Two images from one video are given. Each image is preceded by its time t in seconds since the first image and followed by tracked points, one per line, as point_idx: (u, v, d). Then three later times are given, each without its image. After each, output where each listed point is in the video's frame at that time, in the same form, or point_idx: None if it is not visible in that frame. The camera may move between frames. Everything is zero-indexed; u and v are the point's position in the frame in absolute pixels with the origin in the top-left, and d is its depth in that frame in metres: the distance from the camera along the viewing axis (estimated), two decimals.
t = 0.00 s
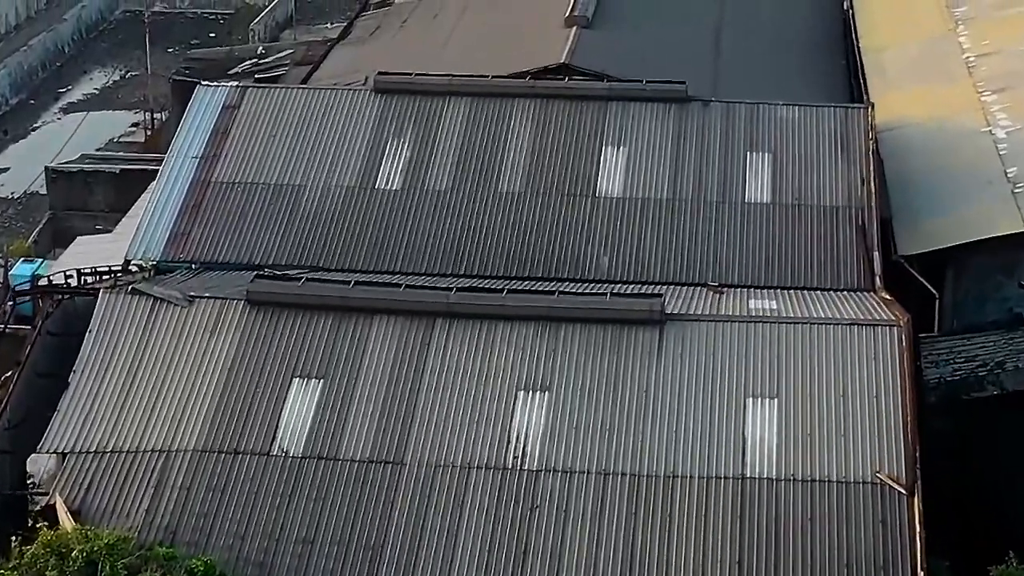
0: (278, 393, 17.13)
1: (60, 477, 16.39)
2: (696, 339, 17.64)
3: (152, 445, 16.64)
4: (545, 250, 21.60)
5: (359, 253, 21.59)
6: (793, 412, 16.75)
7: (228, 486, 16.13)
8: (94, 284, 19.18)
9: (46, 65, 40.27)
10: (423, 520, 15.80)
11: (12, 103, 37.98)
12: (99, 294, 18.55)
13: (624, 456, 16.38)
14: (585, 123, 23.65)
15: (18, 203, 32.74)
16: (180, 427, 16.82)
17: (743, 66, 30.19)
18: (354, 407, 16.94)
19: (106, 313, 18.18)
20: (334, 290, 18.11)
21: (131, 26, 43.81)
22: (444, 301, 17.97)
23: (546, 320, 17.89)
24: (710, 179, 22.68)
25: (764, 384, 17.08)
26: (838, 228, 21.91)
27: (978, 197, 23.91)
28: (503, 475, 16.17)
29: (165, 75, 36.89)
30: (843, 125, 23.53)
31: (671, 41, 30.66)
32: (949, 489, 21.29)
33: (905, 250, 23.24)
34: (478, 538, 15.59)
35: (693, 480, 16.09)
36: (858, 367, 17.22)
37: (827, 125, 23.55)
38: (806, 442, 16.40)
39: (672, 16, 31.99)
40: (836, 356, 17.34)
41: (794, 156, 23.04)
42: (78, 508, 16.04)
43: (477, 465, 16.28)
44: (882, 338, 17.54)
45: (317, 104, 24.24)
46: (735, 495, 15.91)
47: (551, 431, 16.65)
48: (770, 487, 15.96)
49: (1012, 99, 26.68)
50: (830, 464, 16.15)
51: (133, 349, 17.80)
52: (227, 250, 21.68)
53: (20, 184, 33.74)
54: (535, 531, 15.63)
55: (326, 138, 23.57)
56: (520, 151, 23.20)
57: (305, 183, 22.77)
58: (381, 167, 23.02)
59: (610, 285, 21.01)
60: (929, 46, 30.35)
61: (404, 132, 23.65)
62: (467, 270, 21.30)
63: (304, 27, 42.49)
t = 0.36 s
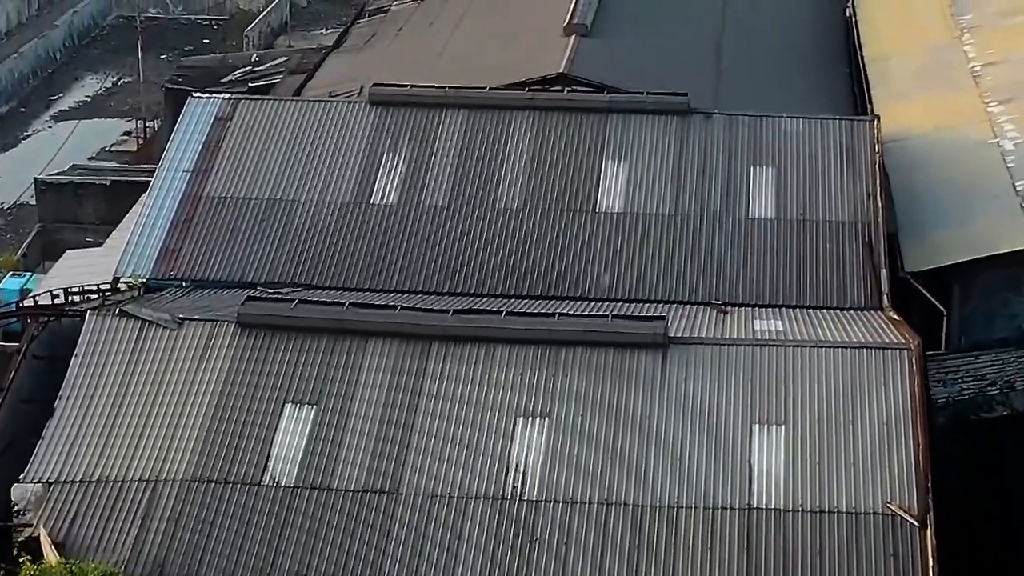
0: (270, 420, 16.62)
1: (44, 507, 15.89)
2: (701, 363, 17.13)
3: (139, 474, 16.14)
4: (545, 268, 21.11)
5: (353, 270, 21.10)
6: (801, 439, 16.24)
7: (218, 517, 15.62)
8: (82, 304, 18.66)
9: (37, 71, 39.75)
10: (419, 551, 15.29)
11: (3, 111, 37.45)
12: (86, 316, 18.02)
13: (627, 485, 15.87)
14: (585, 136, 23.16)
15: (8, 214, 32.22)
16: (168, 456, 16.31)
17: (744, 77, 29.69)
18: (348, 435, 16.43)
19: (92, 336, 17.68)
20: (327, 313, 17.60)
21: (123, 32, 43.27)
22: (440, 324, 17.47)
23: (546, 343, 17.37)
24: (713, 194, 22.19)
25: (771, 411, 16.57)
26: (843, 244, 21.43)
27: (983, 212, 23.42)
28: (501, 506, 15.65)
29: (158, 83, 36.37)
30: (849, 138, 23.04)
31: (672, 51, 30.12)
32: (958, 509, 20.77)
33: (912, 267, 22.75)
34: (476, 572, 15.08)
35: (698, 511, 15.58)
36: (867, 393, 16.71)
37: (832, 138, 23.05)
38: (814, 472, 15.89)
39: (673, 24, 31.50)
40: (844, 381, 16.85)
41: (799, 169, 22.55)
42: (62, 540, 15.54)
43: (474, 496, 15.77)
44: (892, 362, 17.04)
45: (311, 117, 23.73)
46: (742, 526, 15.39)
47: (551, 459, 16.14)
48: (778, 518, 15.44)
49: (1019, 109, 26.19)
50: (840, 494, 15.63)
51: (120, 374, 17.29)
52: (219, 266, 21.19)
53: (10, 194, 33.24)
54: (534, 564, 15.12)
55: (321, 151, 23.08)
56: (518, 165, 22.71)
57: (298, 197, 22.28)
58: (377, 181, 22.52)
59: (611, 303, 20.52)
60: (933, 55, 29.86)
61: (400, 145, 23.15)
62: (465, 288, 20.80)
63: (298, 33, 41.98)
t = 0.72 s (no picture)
0: (262, 449, 16.10)
1: (28, 538, 15.37)
2: (706, 389, 16.63)
3: (127, 505, 15.63)
4: (544, 287, 20.62)
5: (349, 289, 20.60)
6: (810, 467, 15.74)
7: (208, 550, 15.09)
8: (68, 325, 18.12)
9: (29, 78, 39.22)
10: None
11: None
12: (72, 338, 17.49)
13: (630, 516, 15.35)
14: (586, 150, 22.65)
15: None
16: (157, 486, 15.81)
17: (747, 87, 29.19)
18: (342, 463, 15.92)
19: (79, 359, 17.15)
20: (322, 336, 17.08)
21: (116, 38, 42.76)
22: (438, 346, 16.96)
23: (546, 368, 16.85)
24: (717, 209, 21.69)
25: (778, 438, 16.07)
26: (850, 261, 20.94)
27: (991, 226, 22.92)
28: (500, 538, 15.14)
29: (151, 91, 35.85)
30: (855, 152, 22.54)
31: (674, 59, 29.60)
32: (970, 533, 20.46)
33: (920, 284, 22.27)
34: None
35: (704, 544, 15.07)
36: (877, 419, 16.21)
37: (839, 152, 22.56)
38: (823, 502, 15.38)
39: (674, 33, 31.00)
40: (853, 407, 16.35)
41: (804, 184, 22.05)
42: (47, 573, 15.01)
43: (472, 528, 15.26)
44: (903, 388, 16.54)
45: (306, 130, 23.23)
46: (750, 560, 14.89)
47: (551, 488, 15.63)
48: (787, 551, 14.93)
49: None
50: (850, 525, 15.13)
51: (108, 400, 16.77)
52: (210, 285, 20.69)
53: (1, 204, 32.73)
54: None
55: (315, 164, 22.57)
56: (517, 180, 22.20)
57: (292, 213, 21.78)
58: (373, 196, 22.02)
59: (613, 323, 20.02)
60: (939, 64, 29.36)
61: (396, 159, 22.64)
62: (463, 307, 20.31)
63: (294, 39, 41.51)
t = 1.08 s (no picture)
0: (254, 479, 15.59)
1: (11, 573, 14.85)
2: (713, 416, 16.13)
3: (115, 538, 15.12)
4: (544, 306, 20.12)
5: (345, 308, 20.09)
6: (820, 498, 15.22)
7: None
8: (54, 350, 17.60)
9: (21, 85, 38.69)
10: None
11: None
12: (59, 362, 16.97)
13: (635, 550, 14.84)
14: (587, 165, 22.15)
15: None
16: (146, 517, 15.31)
17: (750, 97, 28.69)
18: (337, 495, 15.41)
19: (66, 385, 16.63)
20: (316, 361, 16.57)
21: (110, 44, 42.22)
22: (435, 372, 16.46)
23: (548, 395, 16.34)
24: (721, 226, 21.19)
25: (787, 467, 15.56)
26: (858, 279, 20.44)
27: (1000, 244, 22.38)
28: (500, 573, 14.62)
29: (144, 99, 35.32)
30: (862, 166, 22.04)
31: (675, 69, 29.10)
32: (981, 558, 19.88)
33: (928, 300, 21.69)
34: None
35: None
36: (889, 448, 15.71)
37: (845, 166, 22.05)
38: (835, 535, 14.87)
39: (675, 42, 30.51)
40: (865, 435, 15.84)
41: (810, 199, 21.55)
42: None
43: (471, 562, 14.75)
44: (916, 416, 16.02)
45: (300, 143, 22.71)
46: None
47: (553, 521, 15.12)
48: None
49: None
50: (862, 560, 14.62)
51: (96, 427, 16.27)
52: (202, 304, 20.20)
53: None
54: None
55: (309, 179, 22.06)
56: (517, 195, 21.70)
57: (287, 229, 21.27)
58: (369, 212, 21.52)
59: (615, 343, 19.52)
60: (944, 72, 28.82)
61: (393, 173, 22.13)
62: (461, 327, 19.81)
63: (289, 45, 41.01)
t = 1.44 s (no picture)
0: (246, 509, 15.13)
1: None
2: (718, 443, 15.67)
3: (102, 570, 14.66)
4: (543, 326, 19.68)
5: (341, 328, 19.65)
6: (830, 529, 14.75)
7: None
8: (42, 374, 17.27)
9: (14, 92, 38.21)
10: None
11: None
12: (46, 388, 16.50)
13: None
14: (588, 180, 21.69)
15: None
16: (134, 549, 14.86)
17: (752, 110, 28.26)
18: (332, 525, 14.95)
19: (53, 412, 16.17)
20: (311, 386, 16.11)
21: (104, 50, 41.75)
22: (433, 398, 16.00)
23: (549, 421, 15.88)
24: (726, 241, 20.73)
25: (795, 496, 15.10)
26: (866, 297, 19.99)
27: (1010, 260, 21.93)
28: None
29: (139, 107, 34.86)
30: (869, 180, 21.58)
31: (676, 79, 28.64)
32: None
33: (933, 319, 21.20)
34: None
35: None
36: (900, 476, 15.24)
37: (853, 180, 21.59)
38: (845, 567, 14.39)
39: (676, 50, 30.05)
40: (876, 463, 15.38)
41: (817, 214, 21.10)
42: None
43: None
44: (927, 442, 15.55)
45: (295, 156, 22.25)
46: None
47: (554, 552, 14.65)
48: None
49: None
50: None
51: (84, 452, 15.81)
52: (194, 323, 19.76)
53: None
54: None
55: (305, 192, 21.61)
56: (517, 210, 21.24)
57: (281, 245, 20.83)
58: (366, 227, 21.06)
59: (618, 364, 19.07)
60: (951, 81, 28.35)
61: (391, 187, 21.68)
62: (460, 347, 19.38)
63: (286, 52, 40.56)
